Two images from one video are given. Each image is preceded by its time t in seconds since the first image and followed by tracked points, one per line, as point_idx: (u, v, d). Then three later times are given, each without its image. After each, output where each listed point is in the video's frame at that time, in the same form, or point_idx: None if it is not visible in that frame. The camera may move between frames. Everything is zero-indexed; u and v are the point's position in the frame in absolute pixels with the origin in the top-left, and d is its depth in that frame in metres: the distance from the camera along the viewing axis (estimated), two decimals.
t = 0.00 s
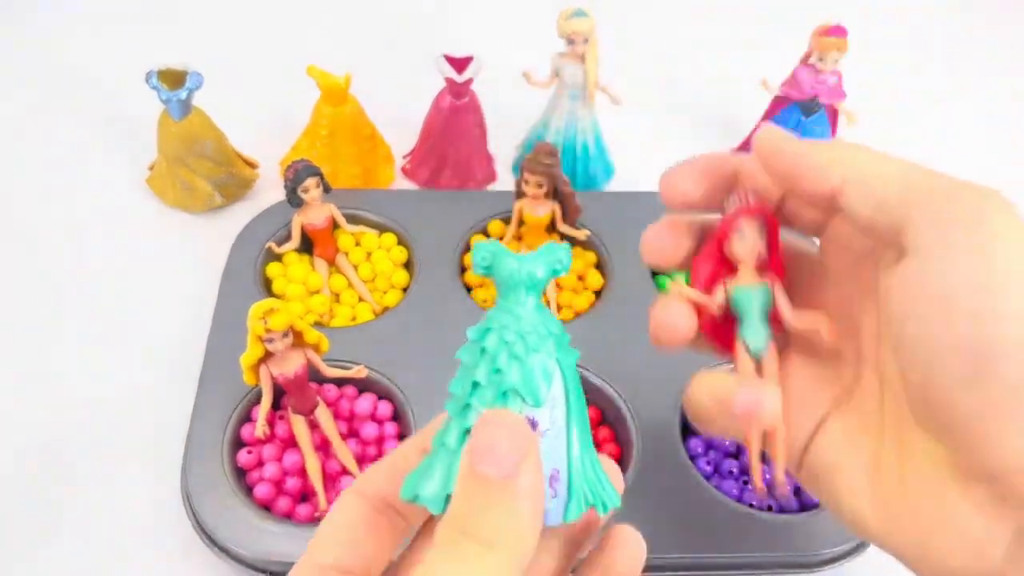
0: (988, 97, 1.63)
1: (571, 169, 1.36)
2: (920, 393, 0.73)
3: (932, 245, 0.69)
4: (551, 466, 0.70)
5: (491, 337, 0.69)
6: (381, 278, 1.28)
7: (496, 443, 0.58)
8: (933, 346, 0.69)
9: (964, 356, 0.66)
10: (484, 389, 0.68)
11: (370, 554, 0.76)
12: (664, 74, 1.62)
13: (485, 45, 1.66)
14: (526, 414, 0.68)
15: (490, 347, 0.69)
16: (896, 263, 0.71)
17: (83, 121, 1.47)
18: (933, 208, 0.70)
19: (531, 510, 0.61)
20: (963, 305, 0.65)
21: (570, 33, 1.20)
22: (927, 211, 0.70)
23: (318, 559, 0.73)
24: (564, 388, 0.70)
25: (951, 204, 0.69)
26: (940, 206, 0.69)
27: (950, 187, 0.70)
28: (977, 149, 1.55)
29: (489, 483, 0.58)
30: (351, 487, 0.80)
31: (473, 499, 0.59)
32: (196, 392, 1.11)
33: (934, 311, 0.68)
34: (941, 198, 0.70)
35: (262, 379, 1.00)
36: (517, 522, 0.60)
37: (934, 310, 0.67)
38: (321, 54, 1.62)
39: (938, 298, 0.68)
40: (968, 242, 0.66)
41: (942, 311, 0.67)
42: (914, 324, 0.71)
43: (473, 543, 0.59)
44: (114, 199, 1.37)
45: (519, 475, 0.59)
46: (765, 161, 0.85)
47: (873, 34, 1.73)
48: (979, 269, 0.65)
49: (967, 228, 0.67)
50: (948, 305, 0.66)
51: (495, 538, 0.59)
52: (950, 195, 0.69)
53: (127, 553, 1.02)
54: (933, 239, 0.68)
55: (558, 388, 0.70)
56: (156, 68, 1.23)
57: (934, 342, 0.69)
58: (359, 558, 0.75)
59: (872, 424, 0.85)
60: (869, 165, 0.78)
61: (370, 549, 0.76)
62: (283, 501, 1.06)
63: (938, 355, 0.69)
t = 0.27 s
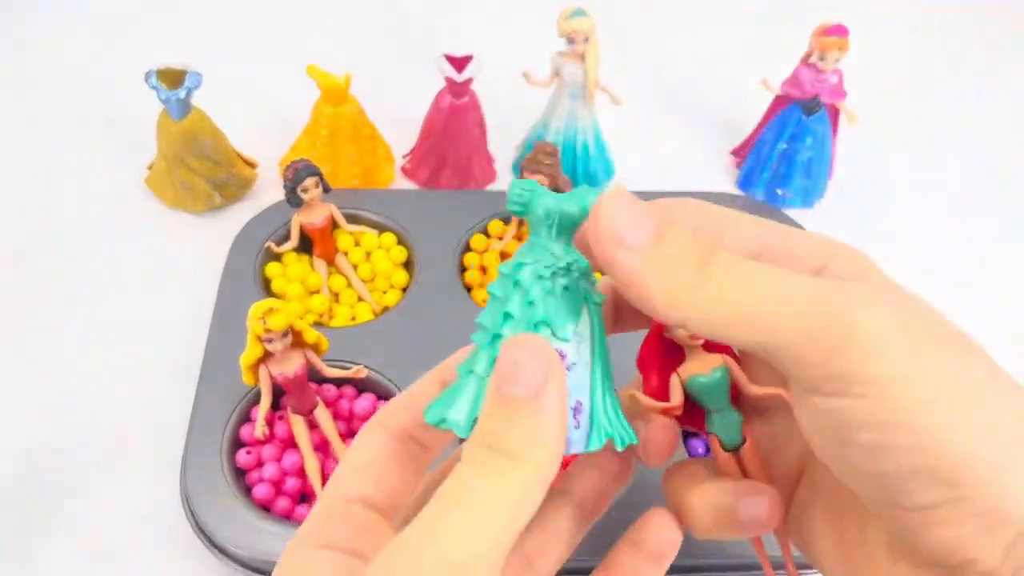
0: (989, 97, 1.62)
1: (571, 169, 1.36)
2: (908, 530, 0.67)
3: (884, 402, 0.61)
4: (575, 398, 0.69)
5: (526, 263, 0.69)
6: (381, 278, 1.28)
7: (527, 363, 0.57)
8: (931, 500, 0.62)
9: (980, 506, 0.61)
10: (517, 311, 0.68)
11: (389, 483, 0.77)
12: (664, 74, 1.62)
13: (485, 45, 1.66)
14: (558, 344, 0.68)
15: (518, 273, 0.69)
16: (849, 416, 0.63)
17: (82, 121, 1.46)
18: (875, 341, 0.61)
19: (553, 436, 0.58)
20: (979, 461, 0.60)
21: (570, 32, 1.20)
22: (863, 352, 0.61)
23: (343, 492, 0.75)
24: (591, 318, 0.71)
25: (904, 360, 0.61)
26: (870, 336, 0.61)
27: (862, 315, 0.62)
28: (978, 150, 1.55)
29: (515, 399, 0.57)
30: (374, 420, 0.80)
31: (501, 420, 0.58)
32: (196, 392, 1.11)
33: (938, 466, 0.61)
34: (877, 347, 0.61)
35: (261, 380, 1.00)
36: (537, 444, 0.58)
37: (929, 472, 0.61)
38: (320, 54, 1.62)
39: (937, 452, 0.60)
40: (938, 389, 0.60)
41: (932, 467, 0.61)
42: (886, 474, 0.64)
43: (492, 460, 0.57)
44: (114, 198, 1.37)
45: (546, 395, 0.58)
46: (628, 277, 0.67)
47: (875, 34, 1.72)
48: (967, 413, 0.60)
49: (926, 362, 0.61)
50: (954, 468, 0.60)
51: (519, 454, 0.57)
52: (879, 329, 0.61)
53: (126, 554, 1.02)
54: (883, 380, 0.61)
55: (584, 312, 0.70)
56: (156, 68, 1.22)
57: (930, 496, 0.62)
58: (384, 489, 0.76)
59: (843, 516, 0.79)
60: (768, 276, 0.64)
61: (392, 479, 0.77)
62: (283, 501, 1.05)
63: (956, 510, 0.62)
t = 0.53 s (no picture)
0: (990, 97, 1.62)
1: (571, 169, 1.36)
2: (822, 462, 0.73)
3: (803, 330, 0.67)
4: (564, 322, 0.69)
5: (544, 187, 0.72)
6: (381, 277, 1.28)
7: (641, 418, 0.72)
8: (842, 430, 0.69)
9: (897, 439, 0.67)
10: (528, 228, 0.70)
11: (427, 510, 0.79)
12: (664, 74, 1.61)
13: (485, 45, 1.66)
14: (557, 266, 0.70)
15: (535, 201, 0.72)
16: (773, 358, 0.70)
17: (83, 121, 1.46)
18: (799, 283, 0.68)
19: (645, 509, 0.68)
20: (889, 395, 0.66)
21: (571, 32, 1.20)
22: (794, 290, 0.68)
23: (386, 507, 0.77)
24: (591, 262, 0.73)
25: (820, 289, 0.67)
26: (800, 276, 0.68)
27: (789, 254, 0.68)
28: (978, 150, 1.54)
29: (614, 457, 0.70)
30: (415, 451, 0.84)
31: (593, 478, 0.69)
32: (196, 392, 1.11)
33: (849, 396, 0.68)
34: (802, 286, 0.67)
35: (261, 380, 0.99)
36: (630, 515, 0.67)
37: (845, 398, 0.67)
38: (321, 55, 1.62)
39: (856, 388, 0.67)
40: (859, 328, 0.67)
41: (852, 396, 0.67)
42: (798, 404, 0.70)
43: (587, 515, 0.67)
44: (114, 198, 1.36)
45: (650, 468, 0.70)
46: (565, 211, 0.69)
47: (876, 34, 1.72)
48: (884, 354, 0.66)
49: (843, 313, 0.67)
50: (868, 398, 0.66)
51: (616, 517, 0.67)
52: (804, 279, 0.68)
53: (126, 554, 1.02)
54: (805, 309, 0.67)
55: (589, 249, 0.73)
56: (156, 68, 1.22)
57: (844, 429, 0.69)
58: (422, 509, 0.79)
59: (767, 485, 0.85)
60: (693, 219, 0.71)
61: (426, 500, 0.80)
62: (283, 501, 1.06)
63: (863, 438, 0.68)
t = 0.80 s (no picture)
0: (992, 97, 1.62)
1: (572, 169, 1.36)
2: (767, 423, 0.63)
3: (770, 281, 0.57)
4: (565, 288, 0.60)
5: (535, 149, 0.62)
6: (381, 278, 1.28)
7: (600, 428, 0.67)
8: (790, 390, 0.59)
9: (866, 406, 0.56)
10: (524, 191, 0.58)
11: (439, 523, 0.71)
12: (665, 73, 1.61)
13: (485, 45, 1.66)
14: (554, 230, 0.59)
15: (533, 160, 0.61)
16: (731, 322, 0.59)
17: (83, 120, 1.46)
18: (767, 231, 0.57)
19: (606, 508, 0.63)
20: (864, 362, 0.56)
21: (571, 32, 1.20)
22: (747, 231, 0.58)
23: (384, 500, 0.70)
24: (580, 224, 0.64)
25: (794, 253, 0.57)
26: (771, 221, 0.58)
27: (768, 225, 0.58)
28: (980, 150, 1.54)
29: (585, 461, 0.65)
30: (447, 458, 0.76)
31: (563, 477, 0.65)
32: (196, 393, 1.11)
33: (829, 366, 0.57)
34: (772, 241, 0.57)
35: (261, 380, 0.99)
36: (598, 510, 0.63)
37: (820, 350, 0.56)
38: (321, 54, 1.61)
39: (827, 352, 0.56)
40: (827, 291, 0.56)
41: (812, 358, 0.57)
42: (761, 353, 0.59)
43: (560, 511, 0.62)
44: (114, 198, 1.36)
45: (614, 468, 0.66)
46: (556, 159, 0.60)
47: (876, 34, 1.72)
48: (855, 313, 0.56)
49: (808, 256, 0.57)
50: (849, 368, 0.56)
51: (588, 511, 0.62)
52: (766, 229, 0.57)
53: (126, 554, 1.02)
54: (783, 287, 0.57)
55: (576, 201, 0.64)
56: (156, 67, 1.22)
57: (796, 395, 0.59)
58: (433, 519, 0.71)
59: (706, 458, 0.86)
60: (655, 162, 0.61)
61: (434, 514, 0.71)
62: (282, 502, 1.05)
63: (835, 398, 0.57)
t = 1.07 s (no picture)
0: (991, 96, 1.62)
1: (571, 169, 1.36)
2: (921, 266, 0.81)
3: (924, 131, 0.71)
4: (689, 155, 0.81)
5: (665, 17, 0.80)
6: (381, 277, 1.28)
7: (576, 436, 0.70)
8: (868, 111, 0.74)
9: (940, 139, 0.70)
10: (654, 66, 0.80)
11: (419, 534, 0.75)
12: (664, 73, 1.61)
13: (485, 44, 1.66)
14: (682, 104, 0.80)
15: (615, 86, 0.82)
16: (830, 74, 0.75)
17: (82, 120, 1.46)
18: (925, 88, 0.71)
19: (578, 516, 0.67)
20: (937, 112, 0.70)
21: (570, 32, 1.20)
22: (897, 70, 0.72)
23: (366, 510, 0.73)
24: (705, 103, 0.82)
25: (940, 91, 0.71)
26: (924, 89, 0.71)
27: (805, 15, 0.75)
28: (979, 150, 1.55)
29: (560, 471, 0.68)
30: (428, 464, 0.79)
31: (538, 486, 0.68)
32: (195, 393, 1.11)
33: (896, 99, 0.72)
34: (935, 87, 0.71)
35: (261, 380, 0.99)
36: (571, 518, 0.67)
37: (951, 191, 0.71)
38: (320, 54, 1.62)
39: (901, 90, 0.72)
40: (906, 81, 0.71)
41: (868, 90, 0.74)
42: (904, 176, 0.74)
43: (533, 521, 0.66)
44: (114, 198, 1.36)
45: (590, 475, 0.69)
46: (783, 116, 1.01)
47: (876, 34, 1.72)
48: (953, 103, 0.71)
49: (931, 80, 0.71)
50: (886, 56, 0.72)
51: (559, 517, 0.67)
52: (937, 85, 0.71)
53: (125, 555, 1.02)
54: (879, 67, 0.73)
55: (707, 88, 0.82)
56: (155, 67, 1.22)
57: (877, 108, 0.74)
58: (414, 528, 0.75)
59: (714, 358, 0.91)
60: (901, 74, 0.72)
61: (416, 526, 0.75)
62: (282, 502, 1.05)
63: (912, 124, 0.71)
